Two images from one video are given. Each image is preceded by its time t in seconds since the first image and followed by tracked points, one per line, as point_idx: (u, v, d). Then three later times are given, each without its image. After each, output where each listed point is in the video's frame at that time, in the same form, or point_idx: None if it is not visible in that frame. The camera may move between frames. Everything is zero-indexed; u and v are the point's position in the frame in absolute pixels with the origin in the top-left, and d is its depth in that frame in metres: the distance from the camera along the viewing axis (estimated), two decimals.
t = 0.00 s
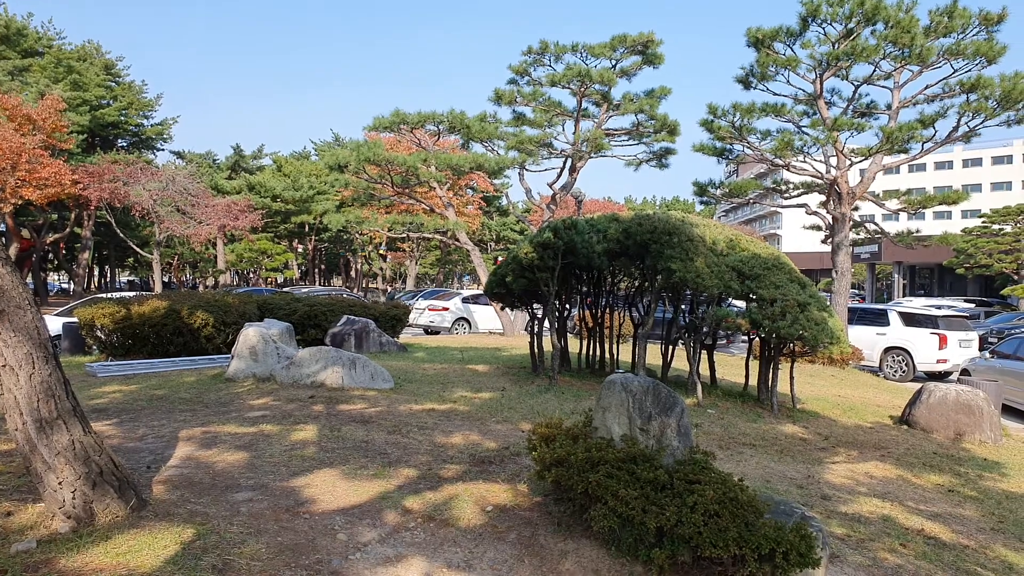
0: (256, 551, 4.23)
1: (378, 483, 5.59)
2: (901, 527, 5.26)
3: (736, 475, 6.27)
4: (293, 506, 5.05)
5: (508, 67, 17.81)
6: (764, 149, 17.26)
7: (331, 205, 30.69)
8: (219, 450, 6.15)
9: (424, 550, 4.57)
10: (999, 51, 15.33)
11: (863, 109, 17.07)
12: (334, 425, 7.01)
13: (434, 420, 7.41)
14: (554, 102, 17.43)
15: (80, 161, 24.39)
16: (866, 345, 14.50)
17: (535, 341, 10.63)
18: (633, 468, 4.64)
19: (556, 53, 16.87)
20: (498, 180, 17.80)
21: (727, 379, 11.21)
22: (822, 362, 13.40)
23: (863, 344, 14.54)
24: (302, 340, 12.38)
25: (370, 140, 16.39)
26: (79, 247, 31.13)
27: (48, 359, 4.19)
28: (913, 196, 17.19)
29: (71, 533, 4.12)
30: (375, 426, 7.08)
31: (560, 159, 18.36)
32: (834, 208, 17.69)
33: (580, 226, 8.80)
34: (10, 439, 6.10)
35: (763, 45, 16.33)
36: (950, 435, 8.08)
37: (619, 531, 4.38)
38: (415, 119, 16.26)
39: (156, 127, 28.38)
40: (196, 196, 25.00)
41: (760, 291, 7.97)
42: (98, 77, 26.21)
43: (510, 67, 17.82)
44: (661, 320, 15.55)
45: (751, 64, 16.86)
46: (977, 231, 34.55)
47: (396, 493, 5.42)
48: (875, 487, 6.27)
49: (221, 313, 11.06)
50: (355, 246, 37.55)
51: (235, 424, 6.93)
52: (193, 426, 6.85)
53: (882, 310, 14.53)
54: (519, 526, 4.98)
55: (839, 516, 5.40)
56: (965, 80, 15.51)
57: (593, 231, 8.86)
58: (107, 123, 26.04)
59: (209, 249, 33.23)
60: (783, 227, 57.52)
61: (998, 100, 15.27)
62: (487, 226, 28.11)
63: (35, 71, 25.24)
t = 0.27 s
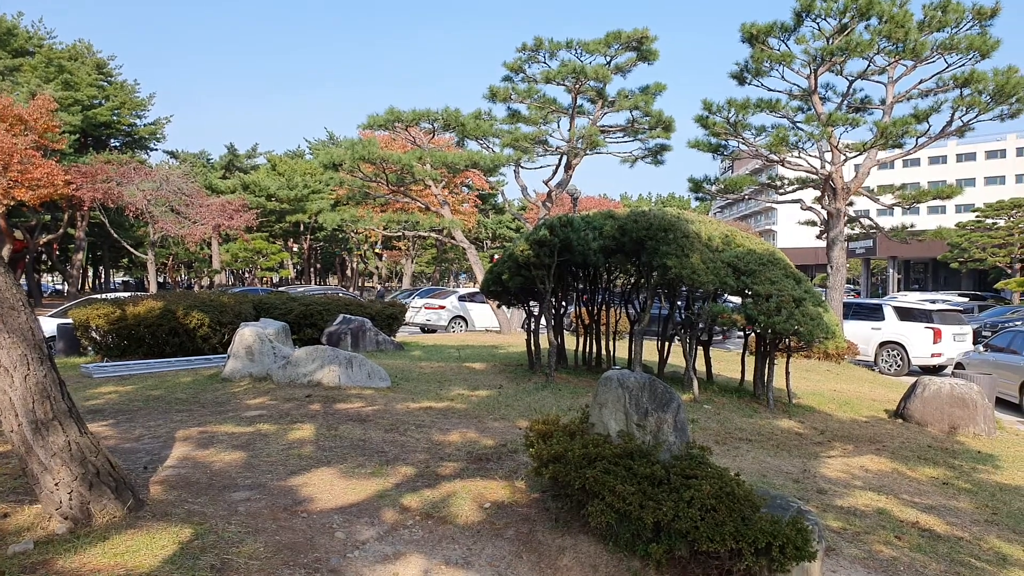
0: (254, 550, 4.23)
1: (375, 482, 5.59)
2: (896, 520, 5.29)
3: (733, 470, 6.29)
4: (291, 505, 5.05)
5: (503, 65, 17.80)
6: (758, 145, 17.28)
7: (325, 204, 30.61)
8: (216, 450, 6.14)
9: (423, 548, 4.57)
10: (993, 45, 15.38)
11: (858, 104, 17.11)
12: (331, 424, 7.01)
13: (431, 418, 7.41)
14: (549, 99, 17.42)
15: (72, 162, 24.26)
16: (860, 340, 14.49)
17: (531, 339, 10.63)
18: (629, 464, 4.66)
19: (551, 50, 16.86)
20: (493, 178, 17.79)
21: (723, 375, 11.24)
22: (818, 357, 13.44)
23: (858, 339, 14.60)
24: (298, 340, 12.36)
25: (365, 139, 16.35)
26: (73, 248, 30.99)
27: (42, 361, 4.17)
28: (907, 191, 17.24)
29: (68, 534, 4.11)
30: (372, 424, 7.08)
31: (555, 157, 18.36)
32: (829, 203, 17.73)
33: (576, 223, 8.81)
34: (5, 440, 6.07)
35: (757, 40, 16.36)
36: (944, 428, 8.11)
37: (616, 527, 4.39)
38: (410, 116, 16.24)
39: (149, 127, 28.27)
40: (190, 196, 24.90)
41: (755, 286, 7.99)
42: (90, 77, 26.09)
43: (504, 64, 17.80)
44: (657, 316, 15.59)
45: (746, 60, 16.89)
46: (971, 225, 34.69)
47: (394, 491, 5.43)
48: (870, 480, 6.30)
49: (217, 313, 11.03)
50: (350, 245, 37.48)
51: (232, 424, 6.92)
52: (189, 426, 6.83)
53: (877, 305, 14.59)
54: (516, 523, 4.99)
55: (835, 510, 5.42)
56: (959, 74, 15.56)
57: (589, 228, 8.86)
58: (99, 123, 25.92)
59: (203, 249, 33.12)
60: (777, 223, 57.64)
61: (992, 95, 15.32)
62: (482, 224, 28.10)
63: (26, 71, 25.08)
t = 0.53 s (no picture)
0: (248, 547, 4.23)
1: (369, 478, 5.59)
2: (887, 513, 5.33)
3: (726, 464, 6.32)
4: (285, 501, 5.04)
5: (495, 60, 17.76)
6: (750, 140, 17.31)
7: (318, 200, 30.51)
8: (209, 447, 6.12)
9: (417, 543, 4.58)
10: (983, 40, 15.45)
11: (849, 100, 17.17)
12: (325, 420, 7.00)
13: (425, 414, 7.42)
14: (541, 95, 17.41)
15: (62, 158, 24.07)
16: (852, 335, 14.59)
17: (525, 335, 10.64)
18: (623, 458, 4.67)
19: (543, 45, 16.83)
20: (486, 174, 17.77)
21: (716, 370, 11.28)
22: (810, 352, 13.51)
23: (850, 333, 14.68)
24: (291, 337, 12.33)
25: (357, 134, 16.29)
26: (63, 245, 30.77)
27: (34, 358, 4.15)
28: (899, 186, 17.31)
29: (61, 532, 4.10)
30: (366, 420, 7.08)
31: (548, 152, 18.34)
32: (821, 198, 17.80)
33: (569, 219, 8.79)
34: None
35: (749, 36, 16.38)
36: (935, 422, 8.17)
37: (610, 521, 4.41)
38: (402, 112, 16.19)
39: (140, 123, 28.09)
40: (181, 192, 24.76)
41: (748, 282, 8.01)
42: (79, 73, 25.88)
43: (496, 60, 17.76)
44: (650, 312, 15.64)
45: (738, 55, 16.91)
46: (961, 220, 34.88)
47: (388, 487, 5.43)
48: (862, 473, 6.34)
49: (209, 310, 10.99)
50: (343, 241, 37.38)
51: (225, 421, 6.91)
52: (182, 424, 6.81)
53: (868, 299, 14.67)
54: (510, 518, 5.01)
55: (827, 503, 5.46)
56: (949, 70, 15.63)
57: (582, 224, 8.87)
58: (89, 119, 25.74)
59: (195, 246, 32.96)
60: (770, 218, 57.81)
61: (983, 90, 15.40)
62: (475, 220, 28.07)
63: (14, 67, 24.85)
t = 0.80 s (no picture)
0: (239, 545, 4.21)
1: (361, 475, 5.58)
2: (878, 508, 5.37)
3: (717, 460, 6.34)
4: (277, 499, 5.03)
5: (486, 57, 17.72)
6: (741, 137, 17.35)
7: (309, 197, 30.40)
8: (200, 445, 6.10)
9: (409, 540, 4.58)
10: (972, 38, 15.54)
11: (840, 97, 17.24)
12: (317, 418, 6.98)
13: (417, 411, 7.41)
14: (533, 91, 17.39)
15: (51, 155, 23.87)
16: (842, 331, 14.62)
17: (516, 332, 10.64)
18: (616, 455, 4.68)
19: (534, 42, 16.81)
20: (478, 171, 17.74)
21: (707, 367, 11.32)
22: (800, 348, 13.57)
23: (840, 330, 14.75)
24: (282, 334, 12.28)
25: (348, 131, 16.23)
26: (52, 243, 30.55)
27: (23, 356, 4.11)
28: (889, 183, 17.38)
29: (51, 531, 4.07)
30: (358, 418, 7.06)
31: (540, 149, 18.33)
32: (811, 195, 17.87)
33: (560, 216, 8.68)
34: None
35: (740, 33, 16.41)
36: (925, 417, 8.23)
37: (602, 518, 4.42)
38: (393, 109, 16.15)
39: (129, 120, 27.90)
40: (171, 189, 24.60)
41: (739, 278, 8.04)
42: (68, 69, 25.67)
43: (488, 56, 17.72)
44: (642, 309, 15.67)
45: (729, 52, 16.94)
46: (950, 217, 35.08)
47: (380, 484, 5.42)
48: (853, 469, 6.38)
49: (199, 308, 10.93)
50: (334, 239, 37.28)
51: (216, 419, 6.88)
52: (173, 422, 6.78)
53: (859, 296, 14.70)
54: (503, 514, 5.01)
55: (818, 499, 5.49)
56: (939, 67, 15.72)
57: (573, 221, 8.87)
58: (78, 116, 25.53)
59: (185, 243, 32.78)
60: (761, 215, 58.02)
61: (972, 87, 15.49)
62: (467, 217, 28.06)
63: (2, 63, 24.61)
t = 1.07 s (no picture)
0: (234, 543, 4.20)
1: (356, 473, 5.57)
2: (873, 505, 5.39)
3: (712, 457, 6.36)
4: (271, 496, 5.02)
5: (481, 54, 17.69)
6: (736, 134, 17.36)
7: (304, 195, 30.34)
8: (194, 443, 6.08)
9: (404, 538, 4.57)
10: (966, 36, 15.57)
11: (834, 95, 17.27)
12: (312, 415, 6.97)
13: (412, 409, 7.40)
14: (528, 89, 17.39)
15: (44, 153, 23.75)
16: (838, 328, 14.69)
17: (512, 329, 10.63)
18: (611, 451, 4.69)
19: (529, 40, 16.79)
20: (473, 168, 17.72)
21: (703, 364, 11.35)
22: (795, 345, 13.60)
23: (835, 327, 14.79)
24: (277, 332, 12.25)
25: (343, 128, 16.19)
26: (46, 240, 30.43)
27: (15, 354, 4.09)
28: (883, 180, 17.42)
29: (43, 529, 4.06)
30: (352, 415, 7.05)
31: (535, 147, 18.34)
32: (806, 193, 17.91)
33: (556, 213, 8.75)
34: None
35: (735, 31, 16.43)
36: (919, 414, 8.25)
37: (597, 515, 4.43)
38: (388, 106, 16.12)
39: (124, 117, 27.81)
40: (166, 187, 24.51)
41: (734, 275, 8.05)
42: (61, 66, 25.56)
43: (483, 54, 17.68)
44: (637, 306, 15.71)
45: (723, 50, 16.95)
46: (945, 214, 35.19)
47: (375, 482, 5.41)
48: (848, 466, 6.40)
49: (194, 305, 10.90)
50: (330, 236, 37.23)
51: (210, 416, 6.86)
52: (167, 419, 6.76)
53: (853, 293, 14.75)
54: (498, 512, 5.01)
55: (813, 496, 5.51)
56: (932, 65, 15.76)
57: (568, 218, 8.87)
58: (72, 113, 25.43)
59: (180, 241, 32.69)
60: (756, 213, 58.12)
61: (965, 85, 15.53)
62: (462, 215, 28.08)
63: None
